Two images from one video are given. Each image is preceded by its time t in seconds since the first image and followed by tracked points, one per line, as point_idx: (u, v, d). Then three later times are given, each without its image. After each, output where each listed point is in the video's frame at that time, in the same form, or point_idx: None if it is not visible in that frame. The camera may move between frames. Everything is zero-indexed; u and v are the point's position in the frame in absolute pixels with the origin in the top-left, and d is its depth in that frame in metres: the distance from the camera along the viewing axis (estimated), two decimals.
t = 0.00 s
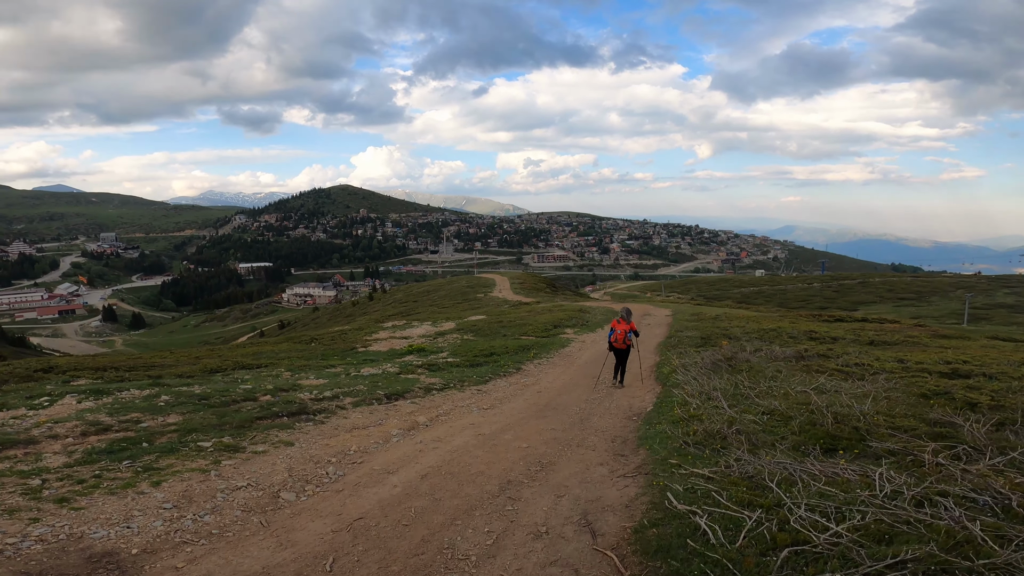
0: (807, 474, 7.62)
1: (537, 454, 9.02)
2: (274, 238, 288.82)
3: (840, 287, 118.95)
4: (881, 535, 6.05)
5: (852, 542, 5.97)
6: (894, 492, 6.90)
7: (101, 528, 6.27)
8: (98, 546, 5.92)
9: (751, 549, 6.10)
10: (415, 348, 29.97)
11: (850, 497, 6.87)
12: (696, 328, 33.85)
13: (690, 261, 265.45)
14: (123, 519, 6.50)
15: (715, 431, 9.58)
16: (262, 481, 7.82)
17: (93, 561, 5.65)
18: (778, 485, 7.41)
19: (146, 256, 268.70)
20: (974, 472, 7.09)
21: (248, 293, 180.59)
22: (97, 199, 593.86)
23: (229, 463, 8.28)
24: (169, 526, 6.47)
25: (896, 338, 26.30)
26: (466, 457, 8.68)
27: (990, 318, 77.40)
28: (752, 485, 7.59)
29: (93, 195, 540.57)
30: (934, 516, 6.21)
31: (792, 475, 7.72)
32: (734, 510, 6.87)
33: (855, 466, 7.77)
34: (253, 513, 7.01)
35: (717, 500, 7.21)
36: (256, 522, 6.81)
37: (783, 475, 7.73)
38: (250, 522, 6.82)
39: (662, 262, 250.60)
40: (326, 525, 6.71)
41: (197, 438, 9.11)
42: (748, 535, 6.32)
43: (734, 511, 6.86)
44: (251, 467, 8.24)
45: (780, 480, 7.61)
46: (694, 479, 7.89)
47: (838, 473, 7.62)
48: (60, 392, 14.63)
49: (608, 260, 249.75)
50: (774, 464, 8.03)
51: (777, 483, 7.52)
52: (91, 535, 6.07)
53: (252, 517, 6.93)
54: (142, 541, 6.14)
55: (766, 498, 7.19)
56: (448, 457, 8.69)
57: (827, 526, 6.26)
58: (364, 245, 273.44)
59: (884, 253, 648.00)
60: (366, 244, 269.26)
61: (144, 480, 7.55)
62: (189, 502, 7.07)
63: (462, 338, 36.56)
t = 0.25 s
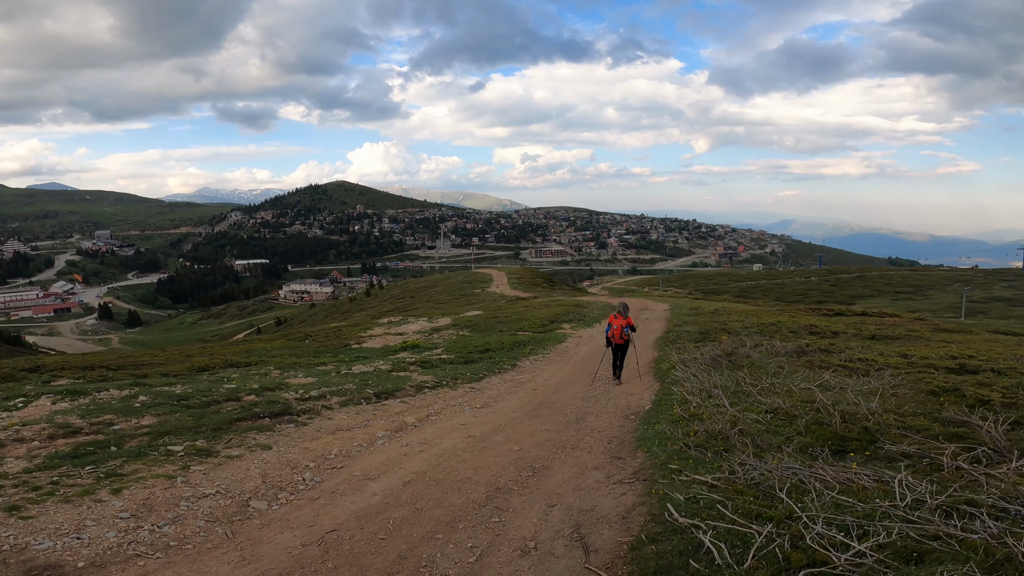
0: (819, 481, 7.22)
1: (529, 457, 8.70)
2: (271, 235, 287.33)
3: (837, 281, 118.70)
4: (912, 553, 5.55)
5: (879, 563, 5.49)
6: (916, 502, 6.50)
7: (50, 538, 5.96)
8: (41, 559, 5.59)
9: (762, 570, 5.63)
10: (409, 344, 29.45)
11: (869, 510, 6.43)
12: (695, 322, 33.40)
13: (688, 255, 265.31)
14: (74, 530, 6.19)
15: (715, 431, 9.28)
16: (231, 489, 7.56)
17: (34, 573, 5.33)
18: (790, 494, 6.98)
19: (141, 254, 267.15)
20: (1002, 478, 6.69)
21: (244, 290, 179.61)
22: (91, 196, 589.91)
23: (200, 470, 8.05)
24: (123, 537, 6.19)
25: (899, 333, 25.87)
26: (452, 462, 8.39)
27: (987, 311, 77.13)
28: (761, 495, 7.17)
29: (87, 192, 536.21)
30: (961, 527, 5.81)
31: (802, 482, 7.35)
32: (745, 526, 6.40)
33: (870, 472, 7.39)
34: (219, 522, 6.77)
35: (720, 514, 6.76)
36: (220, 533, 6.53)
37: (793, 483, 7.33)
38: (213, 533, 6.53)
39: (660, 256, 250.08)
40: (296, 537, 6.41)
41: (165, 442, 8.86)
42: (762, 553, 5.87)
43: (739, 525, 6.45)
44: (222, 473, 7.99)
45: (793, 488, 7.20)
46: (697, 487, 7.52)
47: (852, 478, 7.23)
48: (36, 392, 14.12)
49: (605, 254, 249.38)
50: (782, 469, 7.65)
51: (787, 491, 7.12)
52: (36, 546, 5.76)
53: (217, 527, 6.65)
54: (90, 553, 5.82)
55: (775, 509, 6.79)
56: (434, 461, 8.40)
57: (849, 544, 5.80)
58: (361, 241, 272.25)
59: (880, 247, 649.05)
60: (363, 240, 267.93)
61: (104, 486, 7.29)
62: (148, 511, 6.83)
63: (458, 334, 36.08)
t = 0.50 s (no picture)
0: (835, 493, 6.85)
1: (518, 464, 8.31)
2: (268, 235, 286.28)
3: (835, 279, 118.48)
4: None
5: None
6: (944, 515, 6.12)
7: None
8: None
9: None
10: (403, 343, 28.90)
11: (895, 527, 6.01)
12: (694, 320, 32.93)
13: (686, 253, 265.00)
14: (11, 541, 5.81)
15: (716, 434, 8.92)
16: (191, 498, 7.16)
17: None
18: (807, 509, 6.56)
19: (139, 254, 266.31)
20: None
21: (242, 290, 178.87)
22: (88, 197, 587.97)
23: (161, 477, 7.67)
24: (64, 549, 5.78)
25: (901, 330, 25.45)
26: (436, 470, 8.00)
27: (985, 309, 76.74)
28: (774, 507, 6.76)
29: (85, 193, 534.51)
30: (1004, 545, 5.43)
31: (816, 492, 6.99)
32: (756, 547, 5.91)
33: (890, 480, 7.04)
34: (172, 534, 6.36)
35: (727, 531, 6.33)
36: (172, 546, 6.10)
37: (808, 494, 6.94)
38: (165, 547, 6.11)
39: (658, 254, 249.56)
40: (256, 553, 6.00)
41: (127, 447, 8.48)
42: None
43: (746, 543, 6.02)
44: (185, 480, 7.61)
45: (810, 500, 6.82)
46: (699, 497, 7.12)
47: (871, 489, 6.89)
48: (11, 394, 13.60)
49: (604, 253, 249.24)
50: (793, 477, 7.28)
51: (802, 505, 6.68)
52: None
53: (169, 540, 6.24)
54: (23, 567, 5.42)
55: (789, 525, 6.35)
56: (416, 469, 8.01)
57: (878, 569, 5.33)
58: (359, 241, 271.48)
59: (878, 245, 649.68)
60: (361, 239, 267.14)
61: (54, 495, 6.88)
62: (97, 521, 6.40)
63: (453, 332, 35.63)
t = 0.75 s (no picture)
0: (866, 508, 6.53)
1: (516, 475, 7.97)
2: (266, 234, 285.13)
3: (834, 277, 118.20)
4: None
5: None
6: (993, 534, 5.70)
7: None
8: None
9: None
10: (400, 344, 28.35)
11: (945, 549, 5.56)
12: (695, 319, 32.53)
13: (684, 251, 264.79)
14: None
15: (725, 440, 8.93)
16: (161, 513, 6.77)
17: None
18: (840, 528, 6.20)
19: (136, 254, 265.18)
20: None
21: (240, 290, 178.05)
22: (85, 197, 585.61)
23: (131, 489, 7.27)
24: (15, 569, 5.36)
25: (907, 329, 25.08)
26: (429, 482, 7.65)
27: (984, 307, 76.40)
28: (801, 525, 6.43)
29: (81, 193, 531.96)
30: None
31: (846, 508, 6.67)
32: (783, 573, 5.50)
33: (921, 492, 6.74)
34: (134, 552, 5.96)
35: (750, 555, 5.95)
36: (132, 567, 5.69)
37: (836, 510, 6.62)
38: (127, 566, 5.71)
39: (657, 254, 249.29)
40: None
41: (98, 457, 8.07)
42: None
43: (773, 569, 5.61)
44: (157, 493, 7.23)
45: (848, 519, 6.43)
46: (715, 516, 6.76)
47: (905, 503, 6.53)
48: None
49: (602, 252, 248.75)
50: (816, 491, 7.00)
51: (832, 522, 6.35)
52: None
53: (132, 559, 5.83)
54: None
55: (820, 547, 5.95)
56: (406, 482, 7.67)
57: None
58: (357, 240, 270.64)
59: (876, 243, 651.48)
60: (359, 239, 266.35)
61: (12, 508, 6.43)
62: (53, 537, 5.96)
63: (451, 332, 35.18)
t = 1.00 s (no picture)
0: (901, 512, 6.18)
1: (514, 478, 7.59)
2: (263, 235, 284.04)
3: (831, 275, 118.20)
4: None
5: None
6: None
7: None
8: None
9: None
10: (395, 343, 27.84)
11: (1002, 557, 5.13)
12: (695, 317, 32.19)
13: (682, 250, 264.92)
14: None
15: (736, 440, 8.70)
16: (128, 520, 6.38)
17: None
18: (879, 535, 5.79)
19: (132, 255, 263.75)
20: None
21: (237, 291, 177.23)
22: (81, 198, 582.76)
23: (99, 494, 6.86)
24: None
25: (910, 325, 24.84)
26: (421, 487, 7.25)
27: (981, 304, 76.41)
28: (831, 534, 6.07)
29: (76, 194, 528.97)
30: None
31: (877, 513, 6.32)
32: None
33: (955, 493, 6.41)
34: (93, 561, 5.55)
35: (778, 567, 5.53)
36: None
37: (870, 515, 6.26)
38: None
39: (654, 253, 249.24)
40: None
41: (71, 460, 7.63)
42: None
43: None
44: (125, 498, 6.81)
45: (885, 525, 6.05)
46: (734, 524, 6.37)
47: (942, 507, 6.18)
48: None
49: (600, 251, 248.57)
50: (844, 496, 6.65)
51: (872, 530, 5.95)
52: None
53: (90, 569, 5.40)
54: None
55: (858, 558, 5.54)
56: (397, 486, 7.26)
57: None
58: (354, 240, 269.89)
59: (872, 241, 653.06)
60: (356, 239, 265.51)
61: None
62: (6, 545, 5.57)
63: (448, 331, 34.72)
